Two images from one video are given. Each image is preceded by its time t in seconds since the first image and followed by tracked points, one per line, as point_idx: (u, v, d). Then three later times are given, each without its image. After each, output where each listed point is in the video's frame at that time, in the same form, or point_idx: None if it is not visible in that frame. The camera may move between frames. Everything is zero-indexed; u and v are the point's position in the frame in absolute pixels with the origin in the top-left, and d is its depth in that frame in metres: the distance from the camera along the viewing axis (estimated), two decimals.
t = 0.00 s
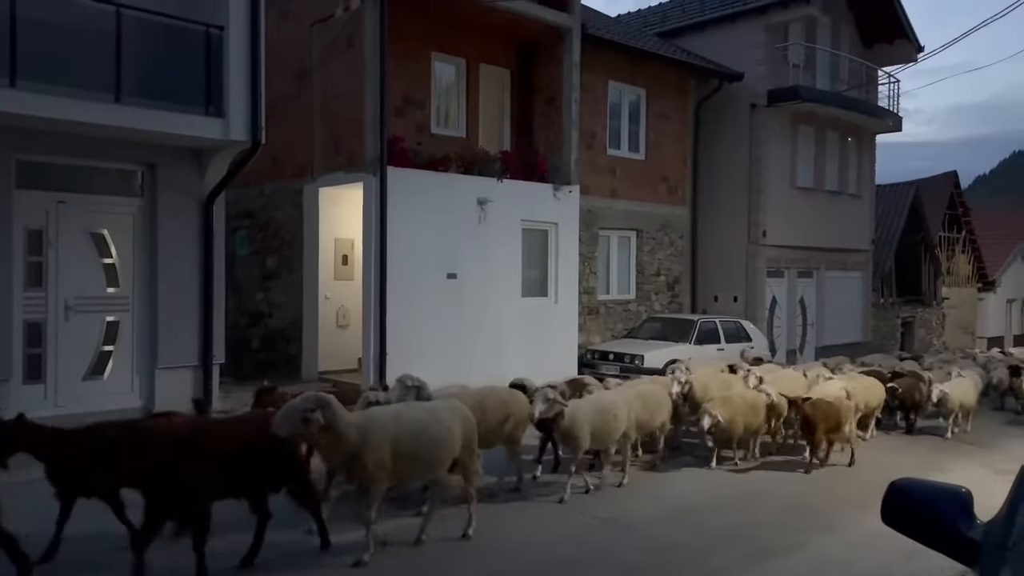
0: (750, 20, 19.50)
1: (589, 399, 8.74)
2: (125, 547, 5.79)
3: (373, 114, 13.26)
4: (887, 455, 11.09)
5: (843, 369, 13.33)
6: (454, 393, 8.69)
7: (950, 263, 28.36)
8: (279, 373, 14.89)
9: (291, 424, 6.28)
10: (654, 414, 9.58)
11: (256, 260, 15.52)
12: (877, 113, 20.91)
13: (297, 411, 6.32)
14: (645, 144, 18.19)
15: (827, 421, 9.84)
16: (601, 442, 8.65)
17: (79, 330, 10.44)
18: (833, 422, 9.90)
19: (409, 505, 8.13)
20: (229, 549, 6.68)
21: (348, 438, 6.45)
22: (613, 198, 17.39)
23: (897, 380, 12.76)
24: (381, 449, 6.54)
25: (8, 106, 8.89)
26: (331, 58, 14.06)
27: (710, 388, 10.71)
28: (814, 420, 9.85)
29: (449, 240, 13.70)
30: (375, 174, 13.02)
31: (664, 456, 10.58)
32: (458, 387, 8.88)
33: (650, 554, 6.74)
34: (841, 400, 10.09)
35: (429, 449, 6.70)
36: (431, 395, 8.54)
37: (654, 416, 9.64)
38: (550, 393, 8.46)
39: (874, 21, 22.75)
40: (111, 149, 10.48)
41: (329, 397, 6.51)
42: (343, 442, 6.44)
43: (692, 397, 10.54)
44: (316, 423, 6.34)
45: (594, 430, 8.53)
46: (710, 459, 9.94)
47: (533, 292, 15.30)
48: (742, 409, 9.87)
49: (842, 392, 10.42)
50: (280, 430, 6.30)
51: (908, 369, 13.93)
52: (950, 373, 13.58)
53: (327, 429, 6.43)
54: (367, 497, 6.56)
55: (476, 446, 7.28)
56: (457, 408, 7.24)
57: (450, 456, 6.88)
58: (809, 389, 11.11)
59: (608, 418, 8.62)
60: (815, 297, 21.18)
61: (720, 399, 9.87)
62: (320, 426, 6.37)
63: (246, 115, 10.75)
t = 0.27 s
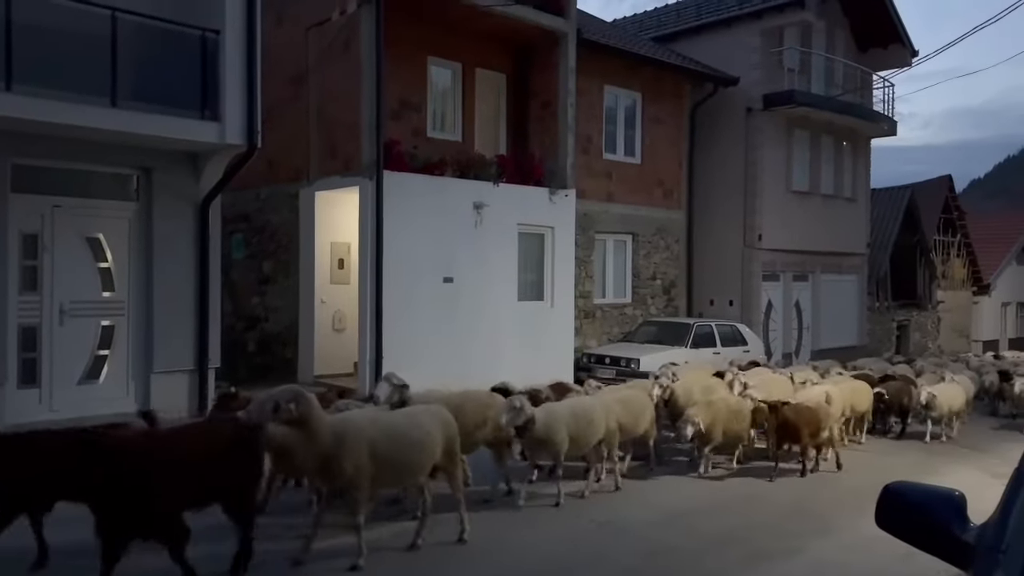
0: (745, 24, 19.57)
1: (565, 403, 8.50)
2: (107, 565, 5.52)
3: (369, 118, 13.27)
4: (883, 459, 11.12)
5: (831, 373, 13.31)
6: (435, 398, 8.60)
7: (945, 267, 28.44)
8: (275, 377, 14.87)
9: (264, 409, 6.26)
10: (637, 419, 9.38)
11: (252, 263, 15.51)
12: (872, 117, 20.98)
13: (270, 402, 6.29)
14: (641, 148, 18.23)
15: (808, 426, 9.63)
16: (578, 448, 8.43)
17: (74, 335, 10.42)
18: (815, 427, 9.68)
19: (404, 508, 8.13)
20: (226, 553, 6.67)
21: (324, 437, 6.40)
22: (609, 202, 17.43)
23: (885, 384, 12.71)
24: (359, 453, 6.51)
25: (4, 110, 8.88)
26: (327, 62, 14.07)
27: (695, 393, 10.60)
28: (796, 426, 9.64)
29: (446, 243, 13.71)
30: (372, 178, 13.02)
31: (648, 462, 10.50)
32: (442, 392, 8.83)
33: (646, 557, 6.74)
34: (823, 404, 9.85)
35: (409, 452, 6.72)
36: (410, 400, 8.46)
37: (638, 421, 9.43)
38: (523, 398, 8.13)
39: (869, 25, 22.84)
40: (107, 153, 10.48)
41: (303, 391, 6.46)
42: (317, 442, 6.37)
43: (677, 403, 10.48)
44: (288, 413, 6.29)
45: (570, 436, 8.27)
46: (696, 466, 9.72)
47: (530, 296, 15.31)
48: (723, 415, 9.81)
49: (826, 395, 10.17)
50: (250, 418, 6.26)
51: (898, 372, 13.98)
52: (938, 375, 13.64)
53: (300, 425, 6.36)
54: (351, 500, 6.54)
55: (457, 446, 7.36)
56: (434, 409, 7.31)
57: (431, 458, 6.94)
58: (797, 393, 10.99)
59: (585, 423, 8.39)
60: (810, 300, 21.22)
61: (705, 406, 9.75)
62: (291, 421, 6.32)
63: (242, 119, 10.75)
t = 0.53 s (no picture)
0: (742, 27, 19.59)
1: (540, 410, 8.46)
2: None
3: (366, 121, 13.28)
4: (880, 461, 11.12)
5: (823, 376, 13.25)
6: (416, 404, 8.55)
7: (943, 269, 28.47)
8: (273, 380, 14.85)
9: (235, 404, 6.38)
10: (619, 424, 9.34)
11: (250, 266, 15.51)
12: (869, 119, 21.01)
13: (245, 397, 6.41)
14: (639, 151, 18.24)
15: (788, 431, 9.58)
16: (551, 454, 8.39)
17: (71, 338, 10.41)
18: (792, 433, 9.63)
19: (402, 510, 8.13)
20: (222, 558, 6.66)
21: (293, 439, 6.45)
22: (607, 205, 17.44)
23: (879, 387, 12.62)
24: (330, 459, 6.48)
25: (2, 115, 8.88)
26: (325, 66, 14.08)
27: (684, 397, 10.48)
28: (774, 431, 9.56)
29: (444, 247, 13.72)
30: (369, 181, 13.02)
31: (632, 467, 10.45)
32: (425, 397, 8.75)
33: (643, 560, 6.74)
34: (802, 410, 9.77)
35: (382, 460, 6.66)
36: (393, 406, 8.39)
37: (619, 427, 9.37)
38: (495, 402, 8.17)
39: (866, 28, 22.88)
40: (105, 157, 10.48)
41: (277, 390, 6.57)
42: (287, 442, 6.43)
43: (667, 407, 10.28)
44: (260, 410, 6.39)
45: (543, 444, 8.22)
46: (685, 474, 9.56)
47: (528, 299, 15.31)
48: (711, 418, 9.65)
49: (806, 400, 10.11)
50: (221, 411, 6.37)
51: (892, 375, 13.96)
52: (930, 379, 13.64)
53: (270, 423, 6.45)
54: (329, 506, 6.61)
55: (438, 451, 7.29)
56: (413, 413, 7.27)
57: (406, 466, 6.88)
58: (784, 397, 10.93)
59: (559, 432, 8.35)
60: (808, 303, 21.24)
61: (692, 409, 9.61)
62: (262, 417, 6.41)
63: (239, 123, 10.75)
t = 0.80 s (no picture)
0: (742, 26, 19.59)
1: (519, 411, 8.19)
2: None
3: (366, 120, 13.28)
4: (881, 460, 11.12)
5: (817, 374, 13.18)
6: (400, 404, 8.45)
7: (944, 267, 28.47)
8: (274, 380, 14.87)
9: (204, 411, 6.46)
10: (602, 426, 9.21)
11: (250, 266, 15.52)
12: (870, 118, 21.00)
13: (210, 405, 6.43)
14: (639, 149, 18.24)
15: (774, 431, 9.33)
16: (530, 455, 8.11)
17: (73, 337, 10.42)
18: (778, 434, 9.40)
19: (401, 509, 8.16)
20: (226, 556, 6.68)
21: (256, 444, 6.36)
22: (607, 204, 17.43)
23: (871, 386, 12.60)
24: (296, 463, 6.36)
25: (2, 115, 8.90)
26: (325, 65, 14.08)
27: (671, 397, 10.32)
28: (759, 432, 9.30)
29: (445, 246, 13.72)
30: (370, 180, 13.02)
31: (625, 467, 10.40)
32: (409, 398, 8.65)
33: (644, 559, 6.75)
34: (789, 409, 9.66)
35: (352, 460, 6.48)
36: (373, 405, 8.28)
37: (603, 428, 9.22)
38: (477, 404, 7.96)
39: (867, 26, 22.86)
40: (106, 156, 10.49)
41: (240, 396, 6.55)
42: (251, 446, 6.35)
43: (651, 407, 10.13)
44: (220, 416, 6.39)
45: (521, 445, 8.02)
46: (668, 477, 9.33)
47: (528, 298, 15.31)
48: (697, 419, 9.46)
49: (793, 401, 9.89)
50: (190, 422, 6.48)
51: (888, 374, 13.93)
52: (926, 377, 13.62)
53: (236, 429, 6.41)
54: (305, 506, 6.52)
55: (420, 452, 6.95)
56: (393, 416, 6.95)
57: (381, 469, 6.64)
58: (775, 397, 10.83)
59: (539, 432, 8.09)
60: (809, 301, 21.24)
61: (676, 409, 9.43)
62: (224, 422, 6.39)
63: (240, 122, 10.76)
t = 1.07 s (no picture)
0: (743, 19, 19.54)
1: (503, 408, 8.04)
2: None
3: (367, 114, 13.26)
4: (882, 454, 11.13)
5: (811, 368, 13.06)
6: (379, 399, 8.23)
7: (945, 261, 28.44)
8: (275, 373, 14.88)
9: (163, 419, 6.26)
10: (591, 422, 8.99)
11: (251, 260, 15.52)
12: (871, 111, 20.96)
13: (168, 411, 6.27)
14: (640, 143, 18.21)
15: (763, 428, 9.10)
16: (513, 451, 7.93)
17: (74, 331, 10.43)
18: (768, 430, 9.18)
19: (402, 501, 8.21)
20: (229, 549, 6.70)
21: (219, 445, 6.19)
22: (608, 198, 17.41)
23: (865, 379, 12.55)
24: (267, 459, 6.18)
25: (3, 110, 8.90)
26: (326, 59, 14.06)
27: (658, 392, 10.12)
28: (747, 428, 9.07)
29: (446, 241, 13.71)
30: (371, 174, 13.01)
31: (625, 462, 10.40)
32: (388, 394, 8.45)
33: (644, 553, 6.77)
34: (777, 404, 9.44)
35: (322, 458, 6.25)
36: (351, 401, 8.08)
37: (592, 424, 9.02)
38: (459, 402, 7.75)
39: (869, 20, 22.80)
40: (107, 150, 10.49)
41: (200, 400, 6.40)
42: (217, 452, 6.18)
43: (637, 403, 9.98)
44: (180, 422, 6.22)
45: (506, 441, 7.85)
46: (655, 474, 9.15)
47: (529, 292, 15.31)
48: (685, 415, 9.21)
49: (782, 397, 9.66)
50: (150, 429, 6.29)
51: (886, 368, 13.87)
52: (924, 371, 13.54)
53: (198, 434, 6.24)
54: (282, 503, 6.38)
55: (393, 448, 6.72)
56: (364, 410, 6.75)
57: (352, 462, 6.40)
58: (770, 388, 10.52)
59: (522, 429, 7.91)
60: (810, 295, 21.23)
61: (664, 404, 9.19)
62: (185, 429, 6.22)
63: (240, 116, 10.76)
